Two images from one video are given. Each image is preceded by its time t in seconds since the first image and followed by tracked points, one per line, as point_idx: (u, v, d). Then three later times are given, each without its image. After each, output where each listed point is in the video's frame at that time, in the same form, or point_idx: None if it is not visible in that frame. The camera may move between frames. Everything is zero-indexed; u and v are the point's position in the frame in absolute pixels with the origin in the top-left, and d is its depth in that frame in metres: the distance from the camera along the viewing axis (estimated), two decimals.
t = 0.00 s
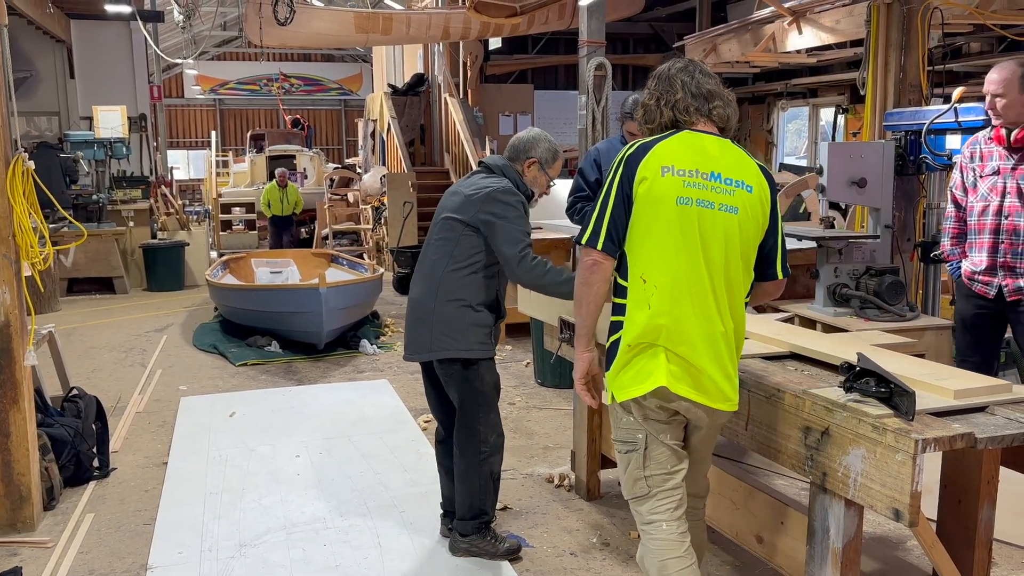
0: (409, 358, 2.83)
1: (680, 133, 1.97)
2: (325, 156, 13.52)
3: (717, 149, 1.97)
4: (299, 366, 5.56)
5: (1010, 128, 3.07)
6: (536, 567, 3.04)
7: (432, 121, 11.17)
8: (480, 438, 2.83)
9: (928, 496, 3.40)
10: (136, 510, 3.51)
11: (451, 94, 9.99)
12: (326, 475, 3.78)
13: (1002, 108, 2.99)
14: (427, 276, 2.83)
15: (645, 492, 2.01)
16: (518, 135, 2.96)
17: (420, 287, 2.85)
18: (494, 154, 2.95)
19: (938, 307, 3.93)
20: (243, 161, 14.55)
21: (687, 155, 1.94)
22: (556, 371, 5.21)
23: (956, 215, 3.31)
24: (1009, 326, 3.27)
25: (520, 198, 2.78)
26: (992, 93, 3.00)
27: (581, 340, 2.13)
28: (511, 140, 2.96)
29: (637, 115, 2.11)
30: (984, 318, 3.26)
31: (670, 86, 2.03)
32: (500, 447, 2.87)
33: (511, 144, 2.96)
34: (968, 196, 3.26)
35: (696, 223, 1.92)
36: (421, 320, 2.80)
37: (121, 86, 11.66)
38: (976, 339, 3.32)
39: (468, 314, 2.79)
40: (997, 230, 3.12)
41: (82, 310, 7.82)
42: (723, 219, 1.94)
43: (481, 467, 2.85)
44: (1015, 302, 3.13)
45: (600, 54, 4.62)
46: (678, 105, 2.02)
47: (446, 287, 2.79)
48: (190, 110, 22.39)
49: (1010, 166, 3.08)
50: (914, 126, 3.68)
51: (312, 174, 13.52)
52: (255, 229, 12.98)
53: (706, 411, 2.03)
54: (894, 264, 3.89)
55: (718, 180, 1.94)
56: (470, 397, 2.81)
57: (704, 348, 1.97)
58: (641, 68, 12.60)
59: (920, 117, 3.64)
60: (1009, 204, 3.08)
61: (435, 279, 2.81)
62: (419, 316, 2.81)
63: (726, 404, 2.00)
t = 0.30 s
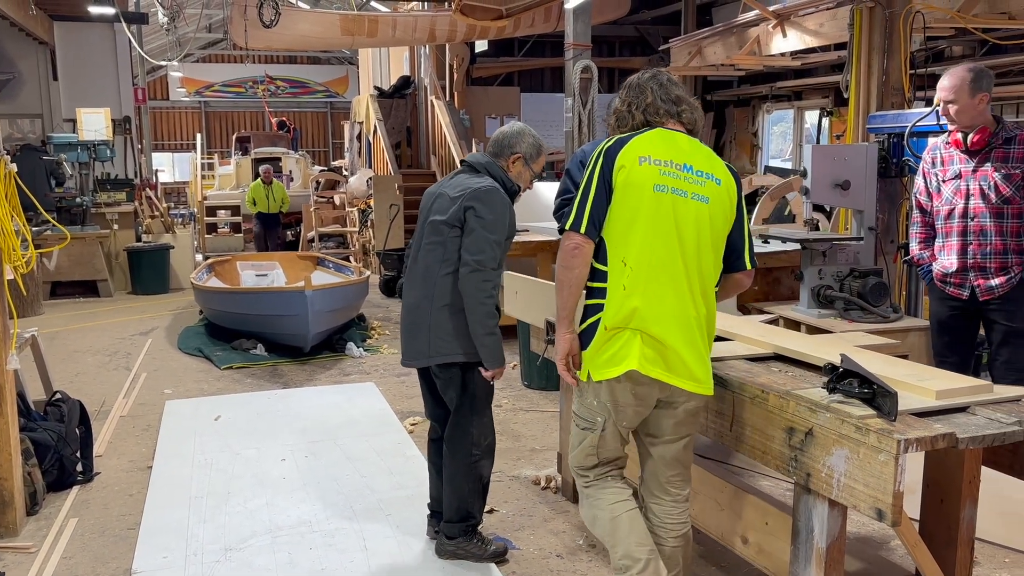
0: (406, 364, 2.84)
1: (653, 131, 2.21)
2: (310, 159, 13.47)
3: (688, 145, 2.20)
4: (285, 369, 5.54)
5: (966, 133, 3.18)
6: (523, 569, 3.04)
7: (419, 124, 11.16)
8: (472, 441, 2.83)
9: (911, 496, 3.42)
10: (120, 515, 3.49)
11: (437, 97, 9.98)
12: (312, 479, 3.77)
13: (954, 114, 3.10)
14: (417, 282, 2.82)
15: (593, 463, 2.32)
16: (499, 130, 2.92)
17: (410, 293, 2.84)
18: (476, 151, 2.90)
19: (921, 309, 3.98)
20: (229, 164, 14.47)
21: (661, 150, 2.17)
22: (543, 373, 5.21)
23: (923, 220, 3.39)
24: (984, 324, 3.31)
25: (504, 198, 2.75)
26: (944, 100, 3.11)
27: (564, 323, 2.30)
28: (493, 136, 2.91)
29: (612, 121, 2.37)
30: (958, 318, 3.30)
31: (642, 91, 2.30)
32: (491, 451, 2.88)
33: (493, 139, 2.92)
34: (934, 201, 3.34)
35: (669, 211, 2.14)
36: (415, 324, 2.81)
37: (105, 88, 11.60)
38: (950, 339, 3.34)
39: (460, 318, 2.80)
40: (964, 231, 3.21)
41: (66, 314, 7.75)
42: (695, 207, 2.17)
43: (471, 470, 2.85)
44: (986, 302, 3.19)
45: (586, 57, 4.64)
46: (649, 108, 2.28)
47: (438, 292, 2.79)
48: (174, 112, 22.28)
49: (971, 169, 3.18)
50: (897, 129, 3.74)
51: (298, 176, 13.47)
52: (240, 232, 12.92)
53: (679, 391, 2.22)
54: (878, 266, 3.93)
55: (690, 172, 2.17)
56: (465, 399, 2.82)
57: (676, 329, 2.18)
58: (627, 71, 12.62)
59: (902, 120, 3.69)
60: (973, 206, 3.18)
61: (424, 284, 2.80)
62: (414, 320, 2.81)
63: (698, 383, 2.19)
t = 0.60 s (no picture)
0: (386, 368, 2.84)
1: (607, 134, 2.30)
2: (293, 160, 13.42)
3: (640, 146, 2.29)
4: (266, 372, 5.52)
5: (936, 135, 3.21)
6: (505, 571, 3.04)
7: (401, 126, 11.15)
8: (454, 443, 2.83)
9: (890, 495, 3.44)
10: (100, 520, 3.46)
11: (421, 98, 9.98)
12: (293, 481, 3.75)
13: (924, 116, 3.13)
14: (397, 287, 2.83)
15: (563, 459, 2.33)
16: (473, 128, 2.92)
17: (391, 297, 2.85)
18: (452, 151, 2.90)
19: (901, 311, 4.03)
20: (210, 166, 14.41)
21: (615, 152, 2.26)
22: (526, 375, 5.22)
23: (897, 221, 3.43)
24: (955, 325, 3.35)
25: (482, 198, 2.75)
26: (914, 103, 3.13)
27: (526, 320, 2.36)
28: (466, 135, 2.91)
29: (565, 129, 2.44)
30: (930, 318, 3.33)
31: (593, 101, 2.37)
32: (473, 454, 2.88)
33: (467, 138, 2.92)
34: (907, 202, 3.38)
35: (625, 210, 2.23)
36: (398, 328, 2.80)
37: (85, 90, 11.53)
38: (923, 339, 3.38)
39: (444, 321, 2.80)
40: (933, 232, 3.25)
41: (44, 317, 7.69)
42: (648, 205, 2.26)
43: (453, 473, 2.84)
44: (956, 302, 3.22)
45: (568, 59, 4.66)
46: (600, 116, 2.36)
47: (418, 296, 2.79)
48: (156, 114, 22.17)
49: (940, 171, 3.21)
50: (875, 131, 3.73)
51: (280, 178, 13.43)
52: (222, 234, 12.86)
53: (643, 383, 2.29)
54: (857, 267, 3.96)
55: (642, 172, 2.26)
56: (446, 401, 2.81)
57: (635, 322, 2.26)
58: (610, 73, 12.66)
59: (881, 122, 3.68)
60: (942, 207, 3.21)
61: (404, 289, 2.81)
62: (397, 325, 2.81)
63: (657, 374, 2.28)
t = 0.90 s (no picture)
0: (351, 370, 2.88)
1: (546, 143, 2.42)
2: (273, 163, 13.36)
3: (578, 154, 2.41)
4: (246, 375, 5.49)
5: (905, 137, 3.24)
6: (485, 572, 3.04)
7: (382, 128, 11.13)
8: (426, 444, 2.81)
9: (867, 494, 3.47)
10: (76, 525, 3.42)
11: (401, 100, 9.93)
12: (273, 484, 3.74)
13: (894, 119, 3.17)
14: (356, 290, 2.85)
15: (513, 450, 2.46)
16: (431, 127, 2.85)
17: (352, 299, 2.87)
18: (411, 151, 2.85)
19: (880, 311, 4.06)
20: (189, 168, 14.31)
21: (553, 160, 2.38)
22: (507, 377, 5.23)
23: (870, 223, 3.47)
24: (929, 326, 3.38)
25: (433, 199, 2.70)
26: (884, 106, 3.17)
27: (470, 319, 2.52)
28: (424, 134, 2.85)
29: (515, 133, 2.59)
30: (904, 319, 3.36)
31: (536, 109, 2.52)
32: (446, 453, 2.85)
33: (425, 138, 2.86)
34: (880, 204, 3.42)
35: (562, 217, 2.35)
36: (359, 331, 2.82)
37: (62, 91, 11.42)
38: (898, 339, 3.41)
39: (402, 324, 2.79)
40: (904, 233, 3.29)
41: (20, 321, 7.60)
42: (586, 211, 2.37)
43: (427, 474, 2.82)
44: (926, 302, 3.25)
45: (549, 62, 4.68)
46: (543, 123, 2.50)
47: (375, 299, 2.80)
48: (134, 116, 22.01)
49: (909, 172, 3.25)
50: (853, 134, 3.77)
51: (260, 180, 13.35)
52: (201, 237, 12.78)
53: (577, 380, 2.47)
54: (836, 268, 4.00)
55: (580, 179, 2.38)
56: (412, 404, 2.80)
57: (572, 324, 2.39)
58: (590, 75, 12.70)
59: (858, 125, 3.72)
60: (912, 208, 3.25)
61: (362, 292, 2.83)
62: (357, 328, 2.83)
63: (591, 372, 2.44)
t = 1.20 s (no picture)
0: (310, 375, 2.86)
1: (507, 146, 2.52)
2: (253, 164, 13.28)
3: (538, 156, 2.51)
4: (225, 378, 5.46)
5: (878, 139, 3.28)
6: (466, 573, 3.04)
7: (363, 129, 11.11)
8: (393, 440, 2.81)
9: (843, 493, 3.51)
10: (53, 530, 3.39)
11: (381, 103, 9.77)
12: (253, 487, 3.72)
13: (868, 122, 3.20)
14: (307, 296, 2.85)
15: (484, 445, 2.53)
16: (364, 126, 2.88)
17: (304, 306, 2.87)
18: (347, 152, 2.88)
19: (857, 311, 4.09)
20: (167, 170, 14.20)
21: (515, 162, 2.47)
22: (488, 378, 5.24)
23: (846, 224, 3.50)
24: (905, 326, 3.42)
25: (374, 196, 2.74)
26: (858, 109, 3.20)
27: (435, 318, 2.60)
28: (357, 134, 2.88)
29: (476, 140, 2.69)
30: (880, 318, 3.40)
31: (496, 117, 2.62)
32: (412, 449, 2.88)
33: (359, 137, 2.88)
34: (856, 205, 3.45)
35: (525, 216, 2.44)
36: (315, 335, 2.81)
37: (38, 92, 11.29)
38: (875, 339, 3.44)
39: (355, 324, 2.79)
40: (878, 234, 3.32)
41: None
42: (547, 211, 2.47)
43: (397, 473, 2.83)
44: (901, 302, 3.29)
45: (529, 63, 4.68)
46: (501, 129, 2.60)
47: (326, 302, 2.80)
48: (111, 117, 21.82)
49: (883, 174, 3.29)
50: (830, 135, 3.81)
51: (240, 182, 13.27)
52: (180, 239, 12.68)
53: (540, 373, 2.54)
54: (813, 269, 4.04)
55: (540, 180, 2.48)
56: (374, 402, 2.79)
57: (537, 319, 2.48)
58: (570, 77, 12.74)
59: (835, 126, 3.76)
60: (886, 209, 3.28)
61: (313, 297, 2.83)
62: (312, 331, 2.82)
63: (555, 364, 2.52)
